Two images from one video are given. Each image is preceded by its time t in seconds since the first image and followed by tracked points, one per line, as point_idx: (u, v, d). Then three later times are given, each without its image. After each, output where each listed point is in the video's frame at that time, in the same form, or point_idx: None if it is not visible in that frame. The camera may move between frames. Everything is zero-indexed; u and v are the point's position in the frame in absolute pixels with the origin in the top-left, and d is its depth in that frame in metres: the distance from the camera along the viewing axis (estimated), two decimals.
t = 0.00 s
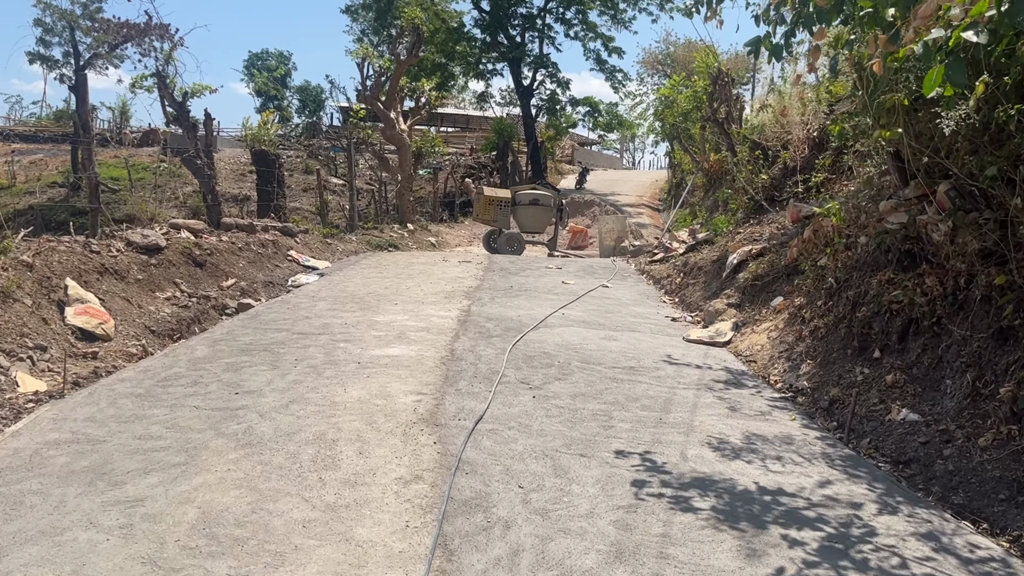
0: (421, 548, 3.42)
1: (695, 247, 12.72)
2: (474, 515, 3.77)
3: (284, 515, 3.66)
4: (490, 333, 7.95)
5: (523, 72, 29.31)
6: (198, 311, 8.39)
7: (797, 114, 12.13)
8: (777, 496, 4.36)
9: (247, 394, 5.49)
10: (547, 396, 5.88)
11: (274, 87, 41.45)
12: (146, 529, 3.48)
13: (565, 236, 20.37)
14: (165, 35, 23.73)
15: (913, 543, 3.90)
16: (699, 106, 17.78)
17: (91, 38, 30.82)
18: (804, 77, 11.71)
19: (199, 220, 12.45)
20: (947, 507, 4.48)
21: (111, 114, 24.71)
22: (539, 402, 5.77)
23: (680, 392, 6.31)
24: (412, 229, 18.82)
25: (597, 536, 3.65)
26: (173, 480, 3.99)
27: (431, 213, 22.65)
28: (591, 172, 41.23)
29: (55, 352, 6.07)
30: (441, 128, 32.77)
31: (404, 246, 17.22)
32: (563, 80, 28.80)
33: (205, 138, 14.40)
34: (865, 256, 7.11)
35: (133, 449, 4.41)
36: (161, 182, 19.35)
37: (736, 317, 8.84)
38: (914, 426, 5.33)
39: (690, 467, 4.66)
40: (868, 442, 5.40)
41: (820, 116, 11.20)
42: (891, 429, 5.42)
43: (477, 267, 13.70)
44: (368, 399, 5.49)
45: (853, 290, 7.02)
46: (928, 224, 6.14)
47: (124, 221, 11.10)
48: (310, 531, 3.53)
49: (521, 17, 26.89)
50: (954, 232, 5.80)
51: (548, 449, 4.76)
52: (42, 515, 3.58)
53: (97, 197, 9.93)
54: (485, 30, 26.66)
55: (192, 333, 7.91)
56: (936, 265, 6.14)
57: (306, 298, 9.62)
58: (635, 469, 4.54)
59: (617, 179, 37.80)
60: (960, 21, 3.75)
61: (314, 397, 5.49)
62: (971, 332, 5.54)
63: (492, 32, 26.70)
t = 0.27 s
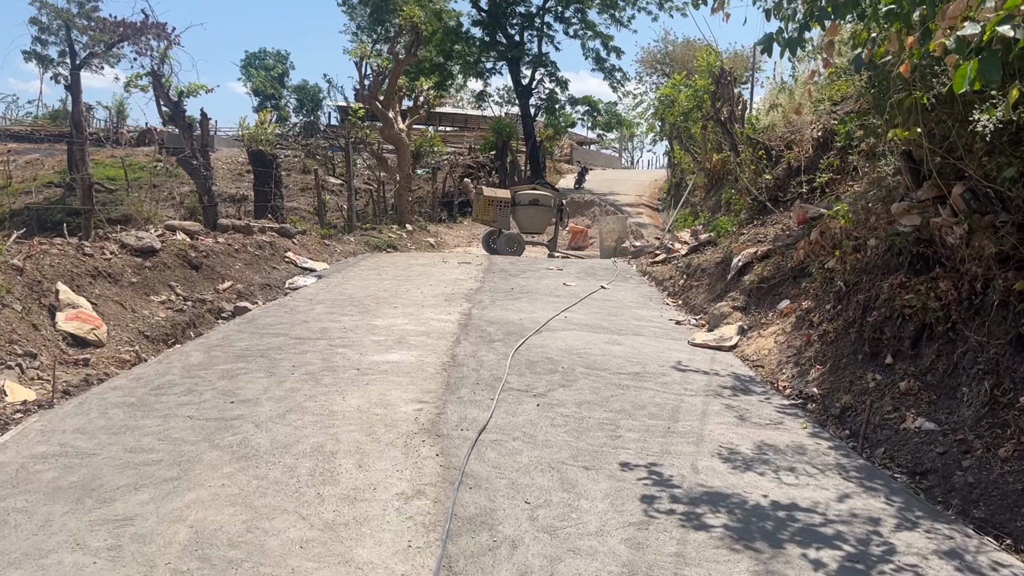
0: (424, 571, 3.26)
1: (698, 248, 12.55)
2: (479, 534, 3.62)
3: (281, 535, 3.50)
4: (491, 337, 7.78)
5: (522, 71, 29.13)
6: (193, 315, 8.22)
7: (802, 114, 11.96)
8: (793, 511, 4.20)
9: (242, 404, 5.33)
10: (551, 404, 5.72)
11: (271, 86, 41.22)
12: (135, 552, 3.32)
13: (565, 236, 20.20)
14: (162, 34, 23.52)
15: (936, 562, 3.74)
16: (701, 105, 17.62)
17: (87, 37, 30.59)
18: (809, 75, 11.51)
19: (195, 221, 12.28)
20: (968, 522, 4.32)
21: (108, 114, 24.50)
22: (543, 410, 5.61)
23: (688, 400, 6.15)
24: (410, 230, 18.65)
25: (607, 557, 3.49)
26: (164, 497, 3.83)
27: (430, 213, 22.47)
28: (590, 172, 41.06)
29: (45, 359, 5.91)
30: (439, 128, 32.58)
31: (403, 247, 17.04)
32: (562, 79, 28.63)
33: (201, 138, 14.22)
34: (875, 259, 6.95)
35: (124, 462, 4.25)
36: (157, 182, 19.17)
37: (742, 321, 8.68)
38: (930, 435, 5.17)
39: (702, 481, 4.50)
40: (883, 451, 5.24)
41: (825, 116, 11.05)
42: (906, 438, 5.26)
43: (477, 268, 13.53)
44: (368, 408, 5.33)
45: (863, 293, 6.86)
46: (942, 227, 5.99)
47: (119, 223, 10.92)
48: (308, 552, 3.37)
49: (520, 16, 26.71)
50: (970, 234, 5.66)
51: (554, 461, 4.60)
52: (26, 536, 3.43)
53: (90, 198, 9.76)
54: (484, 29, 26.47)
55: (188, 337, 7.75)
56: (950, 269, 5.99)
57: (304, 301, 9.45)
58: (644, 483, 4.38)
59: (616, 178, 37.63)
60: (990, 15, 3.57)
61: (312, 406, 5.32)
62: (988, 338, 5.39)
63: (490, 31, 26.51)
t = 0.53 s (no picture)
0: None
1: (700, 247, 12.37)
2: (479, 549, 3.44)
3: (270, 550, 3.32)
4: (490, 339, 7.60)
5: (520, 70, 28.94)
6: (185, 317, 8.03)
7: (805, 112, 11.79)
8: (806, 522, 4.02)
9: (232, 409, 5.14)
10: (553, 409, 5.54)
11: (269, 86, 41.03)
12: (115, 570, 3.14)
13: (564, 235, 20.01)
14: (157, 32, 23.30)
15: None
16: (702, 103, 17.45)
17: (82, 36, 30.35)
18: (812, 71, 11.31)
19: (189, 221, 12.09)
20: (988, 532, 4.15)
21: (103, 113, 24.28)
22: (544, 415, 5.42)
23: (693, 404, 5.96)
24: (408, 230, 18.46)
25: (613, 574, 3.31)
26: (148, 510, 3.65)
27: (427, 213, 22.28)
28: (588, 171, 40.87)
29: (29, 363, 5.72)
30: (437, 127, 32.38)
31: (400, 247, 16.85)
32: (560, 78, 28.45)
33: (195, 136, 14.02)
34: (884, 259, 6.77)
35: (108, 472, 4.07)
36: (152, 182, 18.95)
37: (746, 322, 8.50)
38: (945, 440, 4.99)
39: (710, 490, 4.33)
40: (896, 458, 5.07)
41: (829, 114, 10.88)
42: (920, 443, 5.08)
43: (475, 268, 13.35)
44: (363, 414, 5.14)
45: (871, 293, 6.68)
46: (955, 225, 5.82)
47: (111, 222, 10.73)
48: (299, 570, 3.19)
49: (518, 15, 26.54)
50: (985, 233, 5.51)
51: (556, 469, 4.42)
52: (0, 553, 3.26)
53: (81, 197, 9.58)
54: (482, 28, 26.26)
55: (179, 339, 7.56)
56: (963, 269, 5.82)
57: (299, 303, 9.26)
58: (650, 493, 4.20)
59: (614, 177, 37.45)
60: None
61: (304, 412, 5.13)
62: (1003, 340, 5.21)
63: (488, 30, 26.29)
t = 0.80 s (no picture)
0: None
1: (700, 249, 12.18)
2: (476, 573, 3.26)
3: None
4: (488, 345, 7.40)
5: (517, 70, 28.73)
6: (175, 322, 7.83)
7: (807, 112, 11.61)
8: (819, 540, 3.83)
9: (219, 420, 4.94)
10: (553, 419, 5.35)
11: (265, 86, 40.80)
12: None
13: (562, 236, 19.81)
14: (151, 32, 23.06)
15: None
16: (702, 102, 17.27)
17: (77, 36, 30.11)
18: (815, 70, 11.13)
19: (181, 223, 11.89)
20: (1008, 548, 3.97)
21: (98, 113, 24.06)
22: (544, 426, 5.23)
23: (698, 412, 5.78)
24: (405, 231, 18.27)
25: None
26: (126, 531, 3.46)
27: (424, 213, 22.08)
28: (586, 171, 40.67)
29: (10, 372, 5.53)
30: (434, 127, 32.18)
31: (397, 248, 16.66)
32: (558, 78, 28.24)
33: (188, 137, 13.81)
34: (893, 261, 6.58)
35: (87, 489, 3.88)
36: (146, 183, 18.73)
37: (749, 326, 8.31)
38: (959, 451, 4.82)
39: (718, 505, 4.14)
40: (908, 468, 4.89)
41: (831, 115, 10.71)
42: (933, 454, 4.90)
43: (473, 270, 13.15)
44: (355, 425, 4.94)
45: (878, 297, 6.49)
46: (968, 227, 5.65)
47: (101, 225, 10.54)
48: None
49: (515, 15, 26.35)
50: (998, 235, 5.38)
51: (557, 484, 4.23)
52: None
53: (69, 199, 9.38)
54: (479, 28, 26.05)
55: (169, 345, 7.37)
56: (975, 272, 5.64)
57: (293, 306, 9.06)
58: (655, 509, 4.01)
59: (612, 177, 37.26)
60: None
61: (294, 423, 4.94)
62: (1018, 346, 5.04)
63: (485, 30, 26.05)
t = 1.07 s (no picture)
0: None
1: (703, 249, 12.03)
2: None
3: None
4: (489, 349, 7.24)
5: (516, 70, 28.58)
6: (170, 326, 7.67)
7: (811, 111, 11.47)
8: (836, 557, 3.68)
9: (213, 430, 4.78)
10: (557, 427, 5.19)
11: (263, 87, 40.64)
12: None
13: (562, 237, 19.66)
14: (148, 32, 22.90)
15: None
16: (703, 101, 17.11)
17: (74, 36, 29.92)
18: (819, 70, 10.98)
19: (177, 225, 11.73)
20: None
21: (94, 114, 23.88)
22: (548, 435, 5.07)
23: (706, 420, 5.62)
24: (403, 232, 18.11)
25: None
26: (113, 551, 3.30)
27: (423, 214, 21.91)
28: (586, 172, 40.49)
29: None
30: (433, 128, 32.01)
31: (396, 250, 16.50)
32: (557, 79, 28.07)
33: (184, 138, 13.63)
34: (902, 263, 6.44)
35: (74, 505, 3.72)
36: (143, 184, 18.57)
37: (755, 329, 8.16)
38: (977, 460, 4.67)
39: (730, 519, 3.99)
40: (924, 478, 4.75)
41: (836, 114, 10.55)
42: (949, 463, 4.76)
43: (472, 272, 13.00)
44: (353, 434, 4.78)
45: (888, 300, 6.34)
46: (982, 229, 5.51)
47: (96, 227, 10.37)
48: None
49: (514, 15, 26.17)
50: (1015, 237, 5.25)
51: (563, 497, 4.07)
52: None
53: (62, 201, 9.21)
54: (477, 28, 25.88)
55: (163, 351, 7.21)
56: (990, 275, 5.50)
57: (290, 310, 8.90)
58: (666, 525, 3.86)
59: (612, 177, 37.11)
60: None
61: (291, 432, 4.78)
62: None
63: (482, 31, 25.84)
